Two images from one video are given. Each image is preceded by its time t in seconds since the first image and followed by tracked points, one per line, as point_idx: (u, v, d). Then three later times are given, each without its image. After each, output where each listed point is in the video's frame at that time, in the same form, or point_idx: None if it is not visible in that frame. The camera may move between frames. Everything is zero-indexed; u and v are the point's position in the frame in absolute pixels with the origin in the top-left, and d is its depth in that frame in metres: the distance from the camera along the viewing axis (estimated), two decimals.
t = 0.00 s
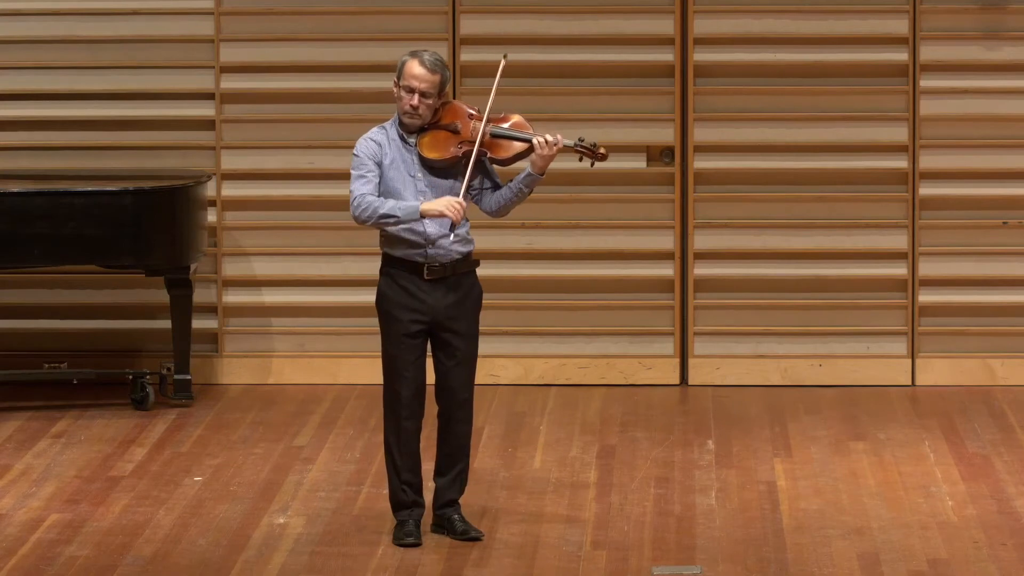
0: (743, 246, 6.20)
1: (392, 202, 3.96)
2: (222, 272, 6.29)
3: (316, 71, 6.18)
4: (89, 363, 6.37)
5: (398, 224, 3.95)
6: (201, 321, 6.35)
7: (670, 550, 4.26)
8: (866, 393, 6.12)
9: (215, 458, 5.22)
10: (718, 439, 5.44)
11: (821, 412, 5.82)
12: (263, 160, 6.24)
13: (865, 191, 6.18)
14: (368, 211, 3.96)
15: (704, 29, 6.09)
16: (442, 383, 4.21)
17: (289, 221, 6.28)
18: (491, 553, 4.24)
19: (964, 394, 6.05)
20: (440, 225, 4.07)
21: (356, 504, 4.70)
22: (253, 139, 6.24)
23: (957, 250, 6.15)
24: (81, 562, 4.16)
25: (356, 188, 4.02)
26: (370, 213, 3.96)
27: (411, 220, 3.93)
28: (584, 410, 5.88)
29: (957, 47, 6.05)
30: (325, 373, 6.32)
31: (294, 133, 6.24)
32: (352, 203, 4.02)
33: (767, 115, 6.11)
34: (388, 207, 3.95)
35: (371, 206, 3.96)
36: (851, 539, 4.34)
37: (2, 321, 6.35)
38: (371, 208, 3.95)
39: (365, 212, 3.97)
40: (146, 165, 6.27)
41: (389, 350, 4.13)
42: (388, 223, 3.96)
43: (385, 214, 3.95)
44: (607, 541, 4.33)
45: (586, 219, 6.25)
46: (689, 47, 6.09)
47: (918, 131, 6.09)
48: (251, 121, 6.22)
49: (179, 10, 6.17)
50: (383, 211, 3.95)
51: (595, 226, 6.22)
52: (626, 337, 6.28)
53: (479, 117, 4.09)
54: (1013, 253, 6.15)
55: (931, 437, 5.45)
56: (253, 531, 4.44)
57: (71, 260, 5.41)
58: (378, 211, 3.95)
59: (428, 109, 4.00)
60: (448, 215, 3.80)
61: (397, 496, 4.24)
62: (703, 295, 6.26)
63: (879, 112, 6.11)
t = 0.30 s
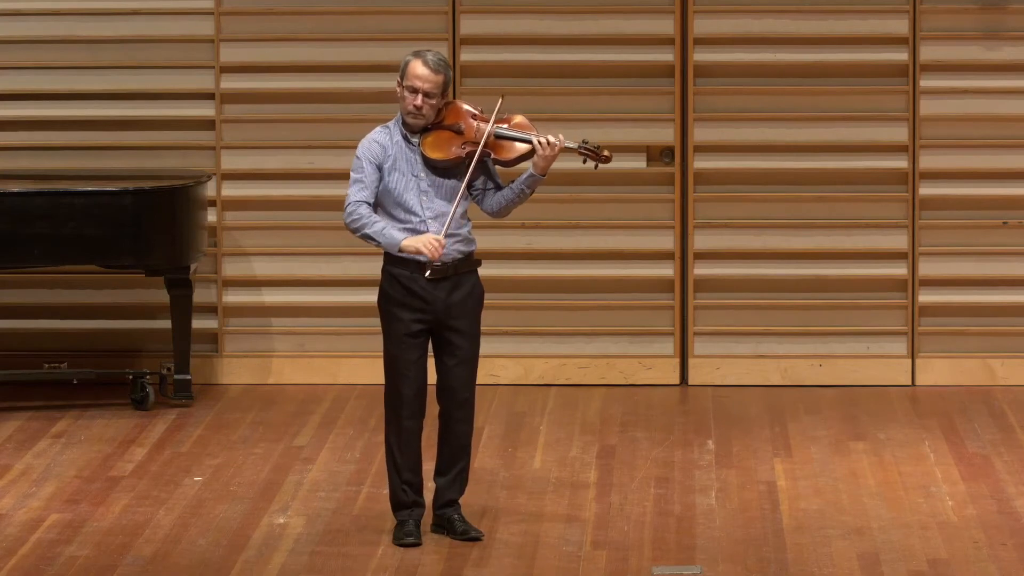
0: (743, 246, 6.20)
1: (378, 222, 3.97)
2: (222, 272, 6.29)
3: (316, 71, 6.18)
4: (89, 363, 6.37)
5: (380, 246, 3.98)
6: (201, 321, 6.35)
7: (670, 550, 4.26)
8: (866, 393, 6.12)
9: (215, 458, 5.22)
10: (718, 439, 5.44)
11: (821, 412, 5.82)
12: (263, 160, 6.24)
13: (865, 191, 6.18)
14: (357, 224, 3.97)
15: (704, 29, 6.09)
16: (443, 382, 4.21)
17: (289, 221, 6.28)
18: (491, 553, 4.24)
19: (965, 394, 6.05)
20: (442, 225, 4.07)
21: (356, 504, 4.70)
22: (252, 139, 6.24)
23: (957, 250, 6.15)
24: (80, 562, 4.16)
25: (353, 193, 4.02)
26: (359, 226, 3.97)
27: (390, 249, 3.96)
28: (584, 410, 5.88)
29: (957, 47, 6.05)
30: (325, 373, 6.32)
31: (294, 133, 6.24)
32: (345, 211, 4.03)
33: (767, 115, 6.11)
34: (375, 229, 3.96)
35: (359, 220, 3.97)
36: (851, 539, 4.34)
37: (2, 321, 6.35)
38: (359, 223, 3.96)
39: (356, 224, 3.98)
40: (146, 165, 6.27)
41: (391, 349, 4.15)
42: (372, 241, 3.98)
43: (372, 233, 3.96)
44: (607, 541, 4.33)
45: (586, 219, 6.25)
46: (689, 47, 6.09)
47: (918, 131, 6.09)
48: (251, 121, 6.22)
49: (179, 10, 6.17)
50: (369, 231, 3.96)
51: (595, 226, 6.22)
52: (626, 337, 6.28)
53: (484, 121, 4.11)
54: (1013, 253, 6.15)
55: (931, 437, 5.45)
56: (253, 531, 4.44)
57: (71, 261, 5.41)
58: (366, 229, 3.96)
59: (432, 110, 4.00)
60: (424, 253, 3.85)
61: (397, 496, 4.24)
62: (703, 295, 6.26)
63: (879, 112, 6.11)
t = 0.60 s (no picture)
0: (743, 246, 6.20)
1: (377, 221, 3.97)
2: (222, 272, 6.29)
3: (316, 71, 6.18)
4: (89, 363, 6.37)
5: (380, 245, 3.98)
6: (201, 321, 6.35)
7: (670, 550, 4.26)
8: (866, 393, 6.12)
9: (215, 458, 5.22)
10: (718, 439, 5.44)
11: (821, 412, 5.82)
12: (263, 160, 6.24)
13: (865, 191, 6.19)
14: (356, 226, 3.97)
15: (704, 29, 6.09)
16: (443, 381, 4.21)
17: (289, 221, 6.28)
18: (491, 553, 4.24)
19: (965, 394, 6.05)
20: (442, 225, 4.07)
21: (356, 504, 4.70)
22: (252, 139, 6.24)
23: (957, 250, 6.15)
24: (80, 562, 4.16)
25: (351, 196, 4.02)
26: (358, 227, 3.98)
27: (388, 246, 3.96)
28: (584, 410, 5.88)
29: (956, 48, 6.05)
30: (325, 373, 6.32)
31: (294, 133, 6.24)
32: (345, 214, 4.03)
33: (767, 115, 6.11)
34: (374, 228, 3.96)
35: (359, 221, 3.97)
36: (851, 539, 4.34)
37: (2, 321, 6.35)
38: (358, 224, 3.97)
39: (355, 226, 3.98)
40: (146, 165, 6.27)
41: (391, 349, 4.14)
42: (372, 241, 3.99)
43: (371, 233, 3.96)
44: (607, 541, 4.33)
45: (585, 220, 6.25)
46: (689, 47, 6.10)
47: (918, 131, 6.09)
48: (251, 121, 6.22)
49: (179, 10, 6.17)
50: (368, 231, 3.97)
51: (595, 226, 6.22)
52: (626, 337, 6.28)
53: (483, 120, 4.10)
54: (1013, 253, 6.15)
55: (931, 437, 5.45)
56: (253, 531, 4.44)
57: (71, 261, 5.41)
58: (365, 230, 3.97)
59: (430, 111, 4.01)
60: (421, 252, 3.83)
61: (397, 496, 4.24)
62: (703, 295, 6.26)
63: (879, 112, 6.11)
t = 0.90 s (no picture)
0: (743, 246, 6.20)
1: (381, 225, 3.99)
2: (222, 272, 6.29)
3: (316, 71, 6.18)
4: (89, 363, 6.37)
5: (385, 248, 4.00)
6: (201, 321, 6.35)
7: (670, 551, 4.26)
8: (866, 393, 6.12)
9: (215, 458, 5.22)
10: (718, 439, 5.44)
11: (821, 412, 5.82)
12: (263, 160, 6.24)
13: (865, 191, 6.19)
14: (359, 229, 3.99)
15: (704, 29, 6.09)
16: (441, 381, 4.21)
17: (289, 221, 6.28)
18: (491, 553, 4.24)
19: (964, 394, 6.05)
20: (438, 225, 4.08)
21: (356, 504, 4.70)
22: (252, 139, 6.24)
23: (957, 250, 6.15)
24: (81, 562, 4.16)
25: (350, 198, 4.03)
26: (362, 230, 3.99)
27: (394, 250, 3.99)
28: (584, 410, 5.88)
29: (956, 48, 6.05)
30: (325, 373, 6.32)
31: (294, 133, 6.24)
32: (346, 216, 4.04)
33: (767, 115, 6.11)
34: (379, 232, 3.98)
35: (362, 225, 3.98)
36: (851, 539, 4.34)
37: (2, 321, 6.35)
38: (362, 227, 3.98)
39: (357, 228, 3.99)
40: (146, 164, 6.27)
41: (389, 349, 4.14)
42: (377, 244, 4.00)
43: (376, 237, 3.98)
44: (607, 541, 4.33)
45: (585, 220, 6.25)
46: (689, 47, 6.10)
47: (918, 131, 6.09)
48: (251, 121, 6.22)
49: (179, 10, 6.17)
50: (372, 235, 3.99)
51: (595, 226, 6.22)
52: (626, 337, 6.28)
53: (477, 119, 4.07)
54: (1013, 253, 6.15)
55: (931, 437, 5.45)
56: (253, 531, 4.44)
57: (71, 261, 5.41)
58: (369, 233, 3.98)
59: (423, 111, 4.00)
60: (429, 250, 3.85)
61: (397, 496, 4.24)
62: (703, 295, 6.26)
63: (879, 112, 6.11)
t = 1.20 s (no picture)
0: (743, 246, 6.20)
1: (369, 228, 3.99)
2: (222, 272, 6.29)
3: (316, 71, 6.18)
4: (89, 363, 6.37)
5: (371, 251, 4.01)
6: (201, 321, 6.35)
7: (670, 551, 4.26)
8: (866, 393, 6.12)
9: (215, 458, 5.22)
10: (718, 439, 5.44)
11: (821, 412, 5.82)
12: (263, 160, 6.23)
13: (865, 191, 6.18)
14: (348, 232, 4.00)
15: (704, 29, 6.09)
16: (439, 381, 4.21)
17: (290, 221, 6.28)
18: (491, 553, 4.24)
19: (964, 394, 6.05)
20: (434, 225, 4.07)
21: (356, 504, 4.70)
22: (252, 139, 6.24)
23: (957, 250, 6.15)
24: (80, 562, 4.16)
25: (342, 200, 4.04)
26: (351, 233, 4.00)
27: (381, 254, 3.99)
28: (584, 410, 5.88)
29: (956, 48, 6.05)
30: (325, 373, 6.33)
31: (294, 133, 6.24)
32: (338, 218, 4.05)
33: (767, 115, 6.11)
34: (366, 236, 3.98)
35: (351, 227, 3.99)
36: (851, 539, 4.34)
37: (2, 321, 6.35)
38: (351, 230, 3.99)
39: (346, 231, 4.00)
40: (146, 164, 6.27)
41: (385, 350, 4.14)
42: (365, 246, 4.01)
43: (363, 240, 3.99)
44: (607, 541, 4.33)
45: (585, 220, 6.25)
46: (689, 47, 6.09)
47: (918, 131, 6.09)
48: (251, 121, 6.22)
49: (179, 10, 6.17)
50: (359, 238, 3.99)
51: (595, 226, 6.22)
52: (626, 337, 6.28)
53: (473, 120, 4.07)
54: (1014, 253, 6.15)
55: (930, 437, 5.45)
56: (253, 531, 4.44)
57: (71, 261, 5.41)
58: (357, 236, 3.99)
59: (418, 112, 4.00)
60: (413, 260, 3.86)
61: (397, 496, 4.24)
62: (703, 295, 6.26)
63: (879, 112, 6.11)
